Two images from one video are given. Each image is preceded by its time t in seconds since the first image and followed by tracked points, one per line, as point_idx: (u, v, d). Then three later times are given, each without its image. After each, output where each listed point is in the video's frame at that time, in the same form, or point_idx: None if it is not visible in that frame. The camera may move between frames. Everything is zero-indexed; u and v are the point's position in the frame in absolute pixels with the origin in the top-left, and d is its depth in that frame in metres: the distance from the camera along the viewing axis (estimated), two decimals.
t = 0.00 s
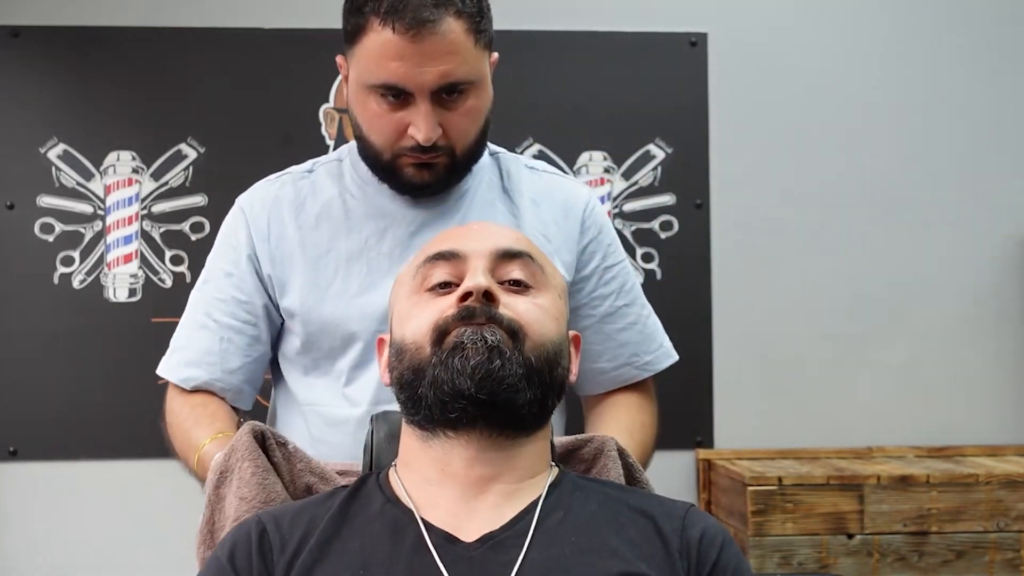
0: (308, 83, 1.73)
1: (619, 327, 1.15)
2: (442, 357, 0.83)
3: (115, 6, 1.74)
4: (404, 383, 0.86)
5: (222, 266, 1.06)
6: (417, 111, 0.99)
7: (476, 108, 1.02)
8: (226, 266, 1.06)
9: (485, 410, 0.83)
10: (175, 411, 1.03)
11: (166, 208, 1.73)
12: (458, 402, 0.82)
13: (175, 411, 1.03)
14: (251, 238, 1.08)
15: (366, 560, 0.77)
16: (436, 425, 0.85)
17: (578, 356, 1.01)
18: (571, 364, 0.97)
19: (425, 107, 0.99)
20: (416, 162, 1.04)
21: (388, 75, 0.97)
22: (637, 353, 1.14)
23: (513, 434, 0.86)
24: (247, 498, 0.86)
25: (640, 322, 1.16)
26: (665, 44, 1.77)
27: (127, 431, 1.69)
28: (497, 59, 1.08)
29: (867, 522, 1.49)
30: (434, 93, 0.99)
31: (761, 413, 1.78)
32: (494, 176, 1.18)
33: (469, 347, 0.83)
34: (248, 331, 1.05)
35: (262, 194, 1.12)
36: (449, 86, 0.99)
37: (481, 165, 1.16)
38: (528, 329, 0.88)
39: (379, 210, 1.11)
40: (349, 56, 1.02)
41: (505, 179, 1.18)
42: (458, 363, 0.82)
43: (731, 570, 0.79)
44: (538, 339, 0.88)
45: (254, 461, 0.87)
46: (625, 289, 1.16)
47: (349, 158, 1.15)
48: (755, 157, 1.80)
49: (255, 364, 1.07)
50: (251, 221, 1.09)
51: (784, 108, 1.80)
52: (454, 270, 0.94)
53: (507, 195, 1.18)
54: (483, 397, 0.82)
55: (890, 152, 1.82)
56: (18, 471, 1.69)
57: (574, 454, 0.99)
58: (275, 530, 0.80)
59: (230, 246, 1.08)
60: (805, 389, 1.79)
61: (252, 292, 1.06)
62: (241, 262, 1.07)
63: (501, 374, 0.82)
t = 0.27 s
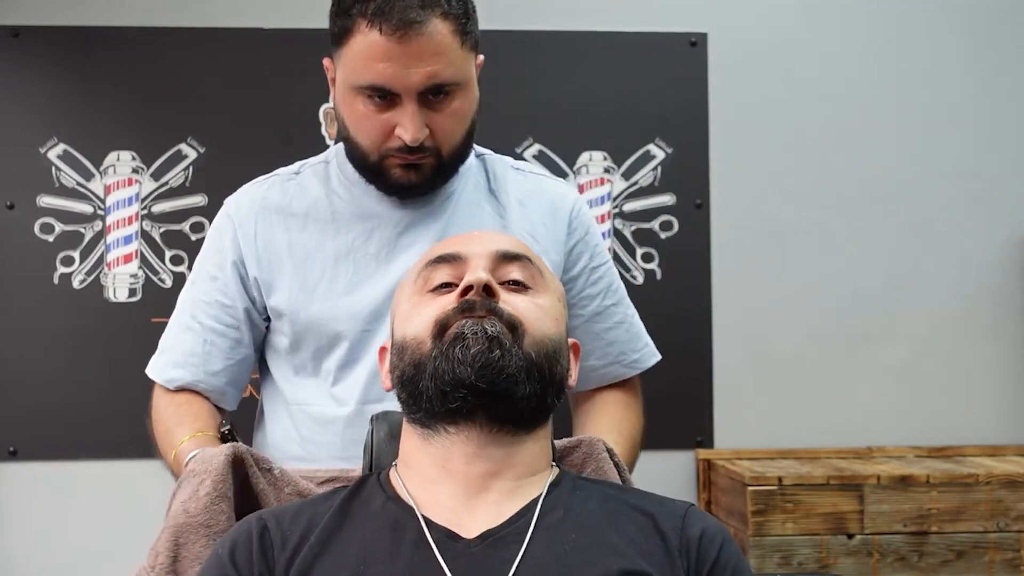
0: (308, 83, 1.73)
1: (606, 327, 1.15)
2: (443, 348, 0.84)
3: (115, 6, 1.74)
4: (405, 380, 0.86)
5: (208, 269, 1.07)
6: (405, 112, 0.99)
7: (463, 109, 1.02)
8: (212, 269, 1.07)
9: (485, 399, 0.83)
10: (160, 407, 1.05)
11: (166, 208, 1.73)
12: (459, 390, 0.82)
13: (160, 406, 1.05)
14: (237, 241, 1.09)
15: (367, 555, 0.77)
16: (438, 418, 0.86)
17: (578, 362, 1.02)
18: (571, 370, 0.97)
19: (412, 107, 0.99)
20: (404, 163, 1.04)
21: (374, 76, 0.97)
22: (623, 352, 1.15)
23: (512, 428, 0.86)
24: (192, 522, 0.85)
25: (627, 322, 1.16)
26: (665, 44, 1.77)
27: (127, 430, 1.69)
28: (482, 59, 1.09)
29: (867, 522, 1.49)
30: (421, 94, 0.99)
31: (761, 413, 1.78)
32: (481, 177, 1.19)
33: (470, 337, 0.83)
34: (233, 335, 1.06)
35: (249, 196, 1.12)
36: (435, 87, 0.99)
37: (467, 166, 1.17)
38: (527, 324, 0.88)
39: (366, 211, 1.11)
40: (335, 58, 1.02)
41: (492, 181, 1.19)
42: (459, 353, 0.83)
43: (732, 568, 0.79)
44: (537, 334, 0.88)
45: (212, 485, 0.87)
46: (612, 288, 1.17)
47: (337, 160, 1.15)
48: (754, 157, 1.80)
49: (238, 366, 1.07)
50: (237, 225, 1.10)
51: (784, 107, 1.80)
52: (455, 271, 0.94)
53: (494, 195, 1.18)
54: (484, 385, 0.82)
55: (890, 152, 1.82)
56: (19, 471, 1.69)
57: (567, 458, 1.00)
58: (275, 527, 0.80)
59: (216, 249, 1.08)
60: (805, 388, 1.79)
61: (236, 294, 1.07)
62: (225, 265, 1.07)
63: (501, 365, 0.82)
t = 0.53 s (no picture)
0: (308, 83, 1.73)
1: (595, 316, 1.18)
2: (441, 339, 0.84)
3: (115, 6, 1.74)
4: (404, 375, 0.87)
5: (196, 266, 1.11)
6: (389, 104, 1.02)
7: (447, 102, 1.04)
8: (199, 266, 1.11)
9: (483, 388, 0.83)
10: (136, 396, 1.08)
11: (166, 208, 1.73)
12: (457, 380, 0.83)
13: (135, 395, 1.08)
14: (224, 239, 1.12)
15: (366, 551, 0.78)
16: (437, 412, 0.86)
17: (577, 365, 1.02)
18: (570, 372, 0.97)
19: (395, 99, 1.01)
20: (389, 156, 1.06)
21: (359, 70, 1.00)
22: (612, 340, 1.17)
23: (511, 421, 0.86)
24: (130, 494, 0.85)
25: (616, 310, 1.18)
26: (665, 44, 1.77)
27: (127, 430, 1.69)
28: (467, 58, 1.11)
29: (867, 522, 1.49)
30: (404, 87, 1.01)
31: (761, 413, 1.78)
32: (465, 174, 1.21)
33: (467, 328, 0.84)
34: (213, 332, 1.09)
35: (236, 195, 1.16)
36: (418, 79, 1.01)
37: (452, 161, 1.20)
38: (525, 318, 0.88)
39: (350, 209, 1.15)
40: (322, 56, 1.05)
41: (476, 175, 1.22)
42: (456, 343, 0.83)
43: (731, 564, 0.80)
44: (536, 328, 0.88)
45: (139, 490, 0.85)
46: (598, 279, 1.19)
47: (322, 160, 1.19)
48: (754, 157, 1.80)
49: (215, 361, 1.10)
50: (223, 222, 1.13)
51: (784, 107, 1.80)
52: (453, 270, 0.95)
53: (477, 189, 1.21)
54: (481, 373, 0.82)
55: (890, 152, 1.82)
56: (18, 471, 1.69)
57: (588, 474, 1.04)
58: (275, 524, 0.81)
59: (203, 246, 1.12)
60: (805, 388, 1.79)
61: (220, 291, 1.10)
62: (211, 261, 1.11)
63: (499, 354, 0.83)
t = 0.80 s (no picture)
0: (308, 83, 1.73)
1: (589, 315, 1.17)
2: (441, 343, 0.85)
3: (115, 6, 1.74)
4: (404, 377, 0.87)
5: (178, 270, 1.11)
6: (362, 96, 1.02)
7: (421, 93, 1.04)
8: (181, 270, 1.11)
9: (483, 391, 0.84)
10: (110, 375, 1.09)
11: (166, 207, 1.73)
12: (457, 383, 0.83)
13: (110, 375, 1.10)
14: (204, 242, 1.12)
15: (366, 550, 0.77)
16: (437, 414, 0.86)
17: (575, 366, 1.02)
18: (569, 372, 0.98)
19: (368, 90, 1.01)
20: (366, 148, 1.05)
21: (330, 62, 1.01)
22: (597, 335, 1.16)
23: (511, 424, 0.87)
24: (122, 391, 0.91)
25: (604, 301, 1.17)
26: (664, 44, 1.77)
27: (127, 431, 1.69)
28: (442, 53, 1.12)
29: (867, 522, 1.49)
30: (376, 77, 1.02)
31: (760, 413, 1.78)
32: (447, 170, 1.20)
33: (467, 330, 0.85)
34: (192, 331, 1.09)
35: (223, 198, 1.16)
36: (389, 69, 1.01)
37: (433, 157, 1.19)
38: (524, 319, 0.89)
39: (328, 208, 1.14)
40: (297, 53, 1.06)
41: (458, 171, 1.21)
42: (456, 346, 0.84)
43: (730, 563, 0.80)
44: (535, 329, 0.88)
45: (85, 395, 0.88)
46: (582, 271, 1.18)
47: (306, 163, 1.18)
48: (754, 157, 1.80)
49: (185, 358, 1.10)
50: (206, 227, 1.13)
51: (783, 107, 1.81)
52: (451, 273, 0.95)
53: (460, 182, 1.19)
54: (481, 376, 0.83)
55: (890, 152, 1.82)
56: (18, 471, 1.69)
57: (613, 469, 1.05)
58: (275, 524, 0.81)
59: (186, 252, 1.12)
60: (805, 388, 1.79)
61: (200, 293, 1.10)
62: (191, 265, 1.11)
63: (498, 357, 0.84)
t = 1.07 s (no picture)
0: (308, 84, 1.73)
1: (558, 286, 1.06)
2: (440, 349, 0.85)
3: (115, 7, 1.74)
4: (403, 383, 0.87)
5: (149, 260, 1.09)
6: (352, 88, 1.00)
7: (413, 86, 1.02)
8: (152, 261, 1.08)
9: (482, 398, 0.84)
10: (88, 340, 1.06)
11: (166, 208, 1.73)
12: (457, 390, 0.84)
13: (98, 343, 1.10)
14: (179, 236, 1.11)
15: (366, 550, 0.77)
16: (437, 419, 0.86)
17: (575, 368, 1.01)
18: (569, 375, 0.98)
19: (357, 81, 1.00)
20: (357, 140, 1.03)
21: (321, 56, 1.00)
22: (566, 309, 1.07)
23: (511, 429, 0.87)
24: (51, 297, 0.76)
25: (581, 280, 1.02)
26: (664, 44, 1.77)
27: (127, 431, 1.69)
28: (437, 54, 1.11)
29: (867, 522, 1.49)
30: (365, 68, 1.00)
31: (760, 413, 1.78)
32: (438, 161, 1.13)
33: (467, 337, 0.85)
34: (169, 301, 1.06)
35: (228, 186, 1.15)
36: (379, 61, 0.99)
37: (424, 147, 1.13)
38: (524, 324, 0.88)
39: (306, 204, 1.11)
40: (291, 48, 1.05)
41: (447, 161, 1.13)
42: (456, 352, 0.84)
43: (728, 563, 0.80)
44: (534, 334, 0.88)
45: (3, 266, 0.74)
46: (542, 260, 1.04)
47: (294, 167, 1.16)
48: (754, 157, 1.80)
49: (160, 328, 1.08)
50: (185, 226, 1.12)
51: (783, 107, 1.80)
52: (451, 276, 0.94)
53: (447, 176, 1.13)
54: (481, 383, 0.83)
55: (890, 152, 1.82)
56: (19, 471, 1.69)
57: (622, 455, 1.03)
58: (274, 522, 0.80)
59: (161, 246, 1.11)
60: (805, 388, 1.79)
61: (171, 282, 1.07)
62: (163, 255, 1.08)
63: (497, 364, 0.84)
